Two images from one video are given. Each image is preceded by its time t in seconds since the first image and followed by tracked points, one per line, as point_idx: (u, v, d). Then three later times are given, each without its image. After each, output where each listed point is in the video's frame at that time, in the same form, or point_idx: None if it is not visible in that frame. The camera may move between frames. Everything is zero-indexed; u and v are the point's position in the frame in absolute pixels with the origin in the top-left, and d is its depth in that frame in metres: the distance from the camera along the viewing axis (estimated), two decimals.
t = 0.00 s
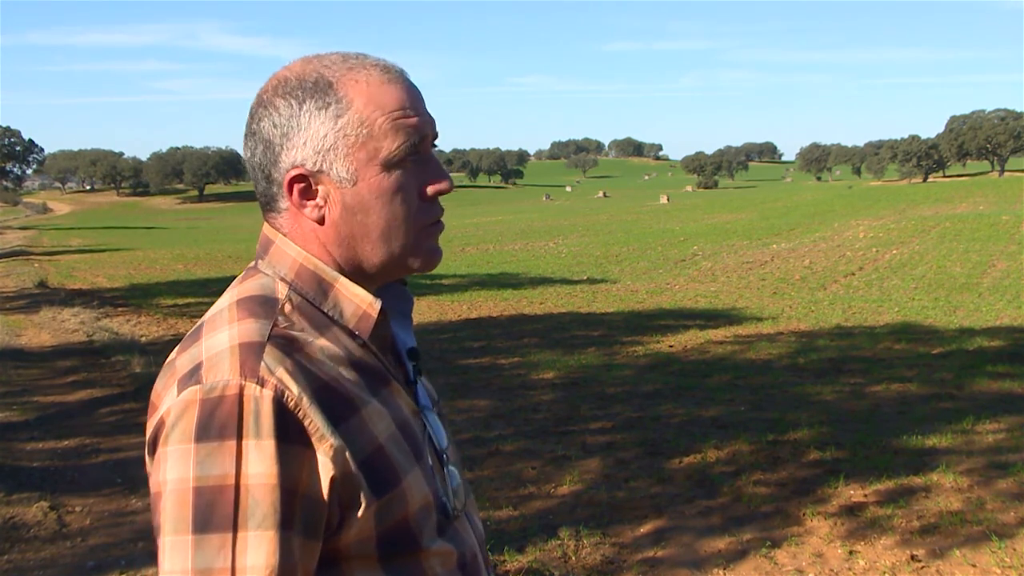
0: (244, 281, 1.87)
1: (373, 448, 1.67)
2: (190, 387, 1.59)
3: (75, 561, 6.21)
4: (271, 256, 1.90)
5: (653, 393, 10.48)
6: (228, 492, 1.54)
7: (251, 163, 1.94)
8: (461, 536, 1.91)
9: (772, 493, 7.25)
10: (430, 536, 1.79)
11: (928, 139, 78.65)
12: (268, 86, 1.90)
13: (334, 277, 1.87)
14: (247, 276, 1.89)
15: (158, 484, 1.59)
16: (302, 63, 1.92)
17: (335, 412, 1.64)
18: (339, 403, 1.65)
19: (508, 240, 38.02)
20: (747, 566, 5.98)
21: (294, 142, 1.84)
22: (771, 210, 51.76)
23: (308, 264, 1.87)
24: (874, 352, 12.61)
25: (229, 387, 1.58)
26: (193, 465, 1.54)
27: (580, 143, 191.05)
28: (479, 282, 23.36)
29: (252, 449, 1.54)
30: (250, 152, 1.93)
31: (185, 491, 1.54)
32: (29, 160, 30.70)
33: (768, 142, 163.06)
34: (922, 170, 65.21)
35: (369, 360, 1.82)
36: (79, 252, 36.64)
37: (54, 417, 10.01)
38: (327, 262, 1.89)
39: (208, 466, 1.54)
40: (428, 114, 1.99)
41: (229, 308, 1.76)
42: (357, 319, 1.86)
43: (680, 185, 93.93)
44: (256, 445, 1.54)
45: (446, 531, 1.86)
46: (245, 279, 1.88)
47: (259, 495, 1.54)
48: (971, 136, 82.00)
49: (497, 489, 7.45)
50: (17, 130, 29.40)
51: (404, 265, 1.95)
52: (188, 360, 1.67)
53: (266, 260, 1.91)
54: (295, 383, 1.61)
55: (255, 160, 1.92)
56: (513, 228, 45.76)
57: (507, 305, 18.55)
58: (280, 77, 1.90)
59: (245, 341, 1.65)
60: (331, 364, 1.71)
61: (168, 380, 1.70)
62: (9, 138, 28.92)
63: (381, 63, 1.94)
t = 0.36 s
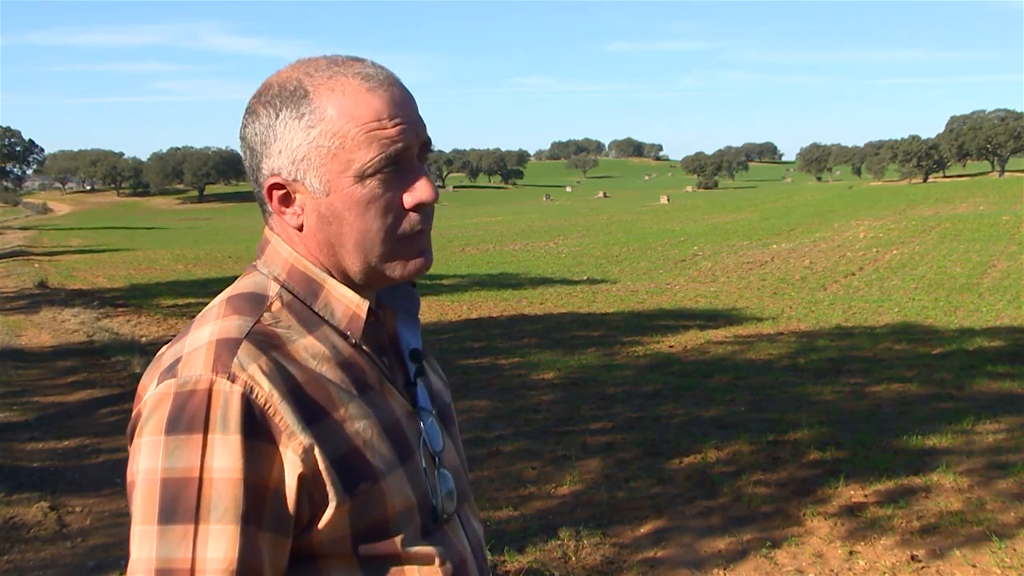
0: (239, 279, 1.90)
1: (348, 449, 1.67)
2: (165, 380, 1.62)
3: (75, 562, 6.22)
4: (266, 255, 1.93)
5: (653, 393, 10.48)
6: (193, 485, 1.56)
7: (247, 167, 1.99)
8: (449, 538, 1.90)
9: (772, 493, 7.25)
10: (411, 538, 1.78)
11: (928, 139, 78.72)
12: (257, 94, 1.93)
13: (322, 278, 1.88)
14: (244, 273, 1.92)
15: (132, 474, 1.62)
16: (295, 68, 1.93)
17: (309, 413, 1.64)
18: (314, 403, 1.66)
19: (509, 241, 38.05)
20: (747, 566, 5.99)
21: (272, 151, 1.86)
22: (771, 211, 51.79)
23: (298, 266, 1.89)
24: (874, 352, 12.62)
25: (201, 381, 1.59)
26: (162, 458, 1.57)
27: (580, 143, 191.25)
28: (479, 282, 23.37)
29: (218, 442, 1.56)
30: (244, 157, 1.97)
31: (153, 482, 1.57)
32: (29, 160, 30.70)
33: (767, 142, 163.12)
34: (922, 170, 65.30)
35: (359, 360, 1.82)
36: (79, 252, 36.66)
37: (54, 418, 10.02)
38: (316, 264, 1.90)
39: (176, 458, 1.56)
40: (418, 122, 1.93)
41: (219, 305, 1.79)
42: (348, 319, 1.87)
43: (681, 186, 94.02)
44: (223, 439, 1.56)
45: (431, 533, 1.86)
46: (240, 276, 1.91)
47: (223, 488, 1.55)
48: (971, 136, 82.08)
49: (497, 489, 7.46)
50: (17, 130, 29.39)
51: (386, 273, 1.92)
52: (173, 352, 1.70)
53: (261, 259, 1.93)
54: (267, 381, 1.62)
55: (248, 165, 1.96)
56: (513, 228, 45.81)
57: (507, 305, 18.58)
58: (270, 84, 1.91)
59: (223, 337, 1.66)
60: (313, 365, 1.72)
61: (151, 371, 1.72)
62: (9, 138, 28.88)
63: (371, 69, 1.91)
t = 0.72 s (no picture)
0: (243, 276, 1.89)
1: (359, 448, 1.67)
2: (176, 378, 1.60)
3: (75, 561, 6.22)
4: (270, 253, 1.92)
5: (653, 393, 10.48)
6: (207, 485, 1.55)
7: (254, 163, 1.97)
8: (449, 540, 1.91)
9: (773, 493, 7.25)
10: (418, 540, 1.79)
11: (928, 139, 78.62)
12: (271, 90, 1.92)
13: (329, 277, 1.88)
14: (248, 271, 1.90)
15: (141, 473, 1.61)
16: (311, 64, 1.92)
17: (322, 412, 1.64)
18: (327, 403, 1.66)
19: (508, 240, 38.03)
20: (747, 566, 5.99)
21: (284, 148, 1.86)
22: (770, 210, 51.72)
23: (304, 265, 1.88)
24: (874, 352, 12.61)
25: (215, 379, 1.59)
26: (175, 458, 1.56)
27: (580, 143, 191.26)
28: (479, 282, 23.35)
29: (232, 442, 1.56)
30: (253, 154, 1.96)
31: (166, 482, 1.56)
32: (29, 160, 30.70)
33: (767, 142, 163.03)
34: (922, 170, 65.25)
35: (364, 361, 1.82)
36: (79, 251, 36.69)
37: (54, 417, 10.02)
38: (321, 263, 1.90)
39: (190, 457, 1.55)
40: (432, 127, 1.94)
41: (225, 303, 1.78)
42: (353, 319, 1.87)
43: (680, 185, 94.01)
44: (237, 439, 1.55)
45: (434, 535, 1.86)
46: (244, 274, 1.90)
47: (237, 488, 1.55)
48: (971, 136, 81.98)
49: (497, 489, 7.46)
50: (17, 130, 29.41)
51: (388, 278, 1.92)
52: (180, 351, 1.68)
53: (265, 257, 1.92)
54: (281, 380, 1.62)
55: (255, 162, 1.95)
56: (513, 228, 45.79)
57: (506, 305, 18.58)
58: (286, 81, 1.91)
59: (234, 335, 1.65)
60: (320, 365, 1.71)
61: (157, 370, 1.71)
62: (8, 138, 28.88)
63: (388, 71, 1.90)
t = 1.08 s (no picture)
0: (225, 282, 1.89)
1: (348, 449, 1.67)
2: (161, 389, 1.60)
3: (74, 561, 6.22)
4: (253, 257, 1.92)
5: (653, 393, 10.47)
6: (197, 492, 1.54)
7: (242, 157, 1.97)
8: (445, 538, 1.91)
9: (772, 493, 7.24)
10: (413, 538, 1.78)
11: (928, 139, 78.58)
12: (265, 87, 1.92)
13: (313, 279, 1.87)
14: (230, 277, 1.90)
15: (129, 486, 1.59)
16: (308, 64, 1.92)
17: (308, 415, 1.64)
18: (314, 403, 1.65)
19: (508, 240, 37.98)
20: (747, 566, 5.98)
21: (267, 148, 1.86)
22: (770, 210, 51.66)
23: (287, 268, 1.88)
24: (874, 352, 12.59)
25: (200, 387, 1.59)
26: (164, 467, 1.55)
27: (579, 143, 191.17)
28: (478, 282, 23.33)
29: (220, 448, 1.55)
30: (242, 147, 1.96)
31: (156, 491, 1.55)
32: (29, 159, 30.70)
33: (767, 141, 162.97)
34: (921, 169, 65.21)
35: (349, 362, 1.82)
36: (79, 251, 36.68)
37: (54, 417, 10.02)
38: (303, 265, 1.89)
39: (178, 466, 1.54)
40: (421, 139, 1.92)
41: (207, 310, 1.77)
42: (337, 319, 1.86)
43: (680, 185, 93.97)
44: (225, 443, 1.55)
45: (429, 532, 1.86)
46: (226, 279, 1.90)
47: (228, 493, 1.54)
48: (971, 135, 81.90)
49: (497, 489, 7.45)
50: (17, 129, 29.42)
51: (368, 287, 1.92)
52: (161, 362, 1.67)
53: (248, 261, 1.92)
54: (267, 384, 1.62)
55: (243, 157, 1.95)
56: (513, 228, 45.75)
57: (506, 305, 18.55)
58: (280, 80, 1.91)
59: (217, 341, 1.65)
60: (304, 367, 1.71)
61: (141, 382, 1.70)
62: (8, 137, 28.88)
63: (379, 79, 1.88)
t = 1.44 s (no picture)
0: (216, 283, 1.94)
1: (312, 451, 1.68)
2: (126, 386, 1.65)
3: (75, 561, 6.21)
4: (241, 258, 1.95)
5: (652, 393, 10.45)
6: (151, 489, 1.59)
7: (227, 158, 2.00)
8: (433, 539, 1.89)
9: (772, 493, 7.24)
10: (388, 541, 1.77)
11: (927, 139, 78.66)
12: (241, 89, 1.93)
13: (293, 280, 1.88)
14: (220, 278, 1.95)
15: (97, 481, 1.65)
16: (285, 63, 1.92)
17: (271, 416, 1.66)
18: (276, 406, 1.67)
19: (507, 240, 37.92)
20: (746, 565, 5.98)
21: (241, 151, 1.87)
22: (769, 210, 51.67)
23: (268, 269, 1.90)
24: (874, 352, 12.57)
25: (161, 386, 1.63)
26: (123, 464, 1.59)
27: (579, 143, 191.11)
28: (478, 281, 23.28)
29: (175, 446, 1.59)
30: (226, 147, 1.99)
31: (115, 487, 1.59)
32: (29, 159, 30.64)
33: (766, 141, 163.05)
34: (921, 170, 65.18)
35: (335, 360, 1.83)
36: (78, 251, 36.60)
37: (54, 417, 10.00)
38: (285, 266, 1.90)
39: (135, 463, 1.59)
40: (394, 137, 1.89)
41: (188, 311, 1.82)
42: (319, 320, 1.86)
43: (680, 185, 93.91)
44: (180, 444, 1.59)
45: (415, 534, 1.84)
46: (218, 279, 1.95)
47: (182, 492, 1.59)
48: (970, 135, 81.87)
49: (496, 489, 7.44)
50: (17, 129, 29.39)
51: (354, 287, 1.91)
52: (138, 359, 1.73)
53: (237, 263, 1.95)
54: (225, 385, 1.64)
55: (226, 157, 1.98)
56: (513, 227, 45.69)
57: (506, 305, 18.51)
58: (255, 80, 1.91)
59: (186, 341, 1.70)
60: (274, 368, 1.73)
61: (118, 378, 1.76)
62: (8, 137, 28.87)
63: (346, 76, 1.85)
